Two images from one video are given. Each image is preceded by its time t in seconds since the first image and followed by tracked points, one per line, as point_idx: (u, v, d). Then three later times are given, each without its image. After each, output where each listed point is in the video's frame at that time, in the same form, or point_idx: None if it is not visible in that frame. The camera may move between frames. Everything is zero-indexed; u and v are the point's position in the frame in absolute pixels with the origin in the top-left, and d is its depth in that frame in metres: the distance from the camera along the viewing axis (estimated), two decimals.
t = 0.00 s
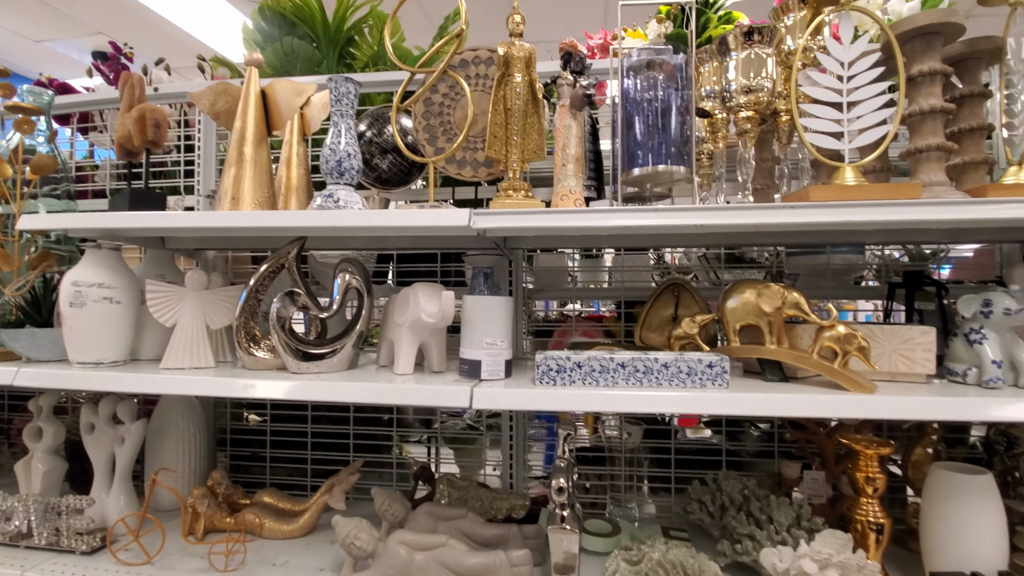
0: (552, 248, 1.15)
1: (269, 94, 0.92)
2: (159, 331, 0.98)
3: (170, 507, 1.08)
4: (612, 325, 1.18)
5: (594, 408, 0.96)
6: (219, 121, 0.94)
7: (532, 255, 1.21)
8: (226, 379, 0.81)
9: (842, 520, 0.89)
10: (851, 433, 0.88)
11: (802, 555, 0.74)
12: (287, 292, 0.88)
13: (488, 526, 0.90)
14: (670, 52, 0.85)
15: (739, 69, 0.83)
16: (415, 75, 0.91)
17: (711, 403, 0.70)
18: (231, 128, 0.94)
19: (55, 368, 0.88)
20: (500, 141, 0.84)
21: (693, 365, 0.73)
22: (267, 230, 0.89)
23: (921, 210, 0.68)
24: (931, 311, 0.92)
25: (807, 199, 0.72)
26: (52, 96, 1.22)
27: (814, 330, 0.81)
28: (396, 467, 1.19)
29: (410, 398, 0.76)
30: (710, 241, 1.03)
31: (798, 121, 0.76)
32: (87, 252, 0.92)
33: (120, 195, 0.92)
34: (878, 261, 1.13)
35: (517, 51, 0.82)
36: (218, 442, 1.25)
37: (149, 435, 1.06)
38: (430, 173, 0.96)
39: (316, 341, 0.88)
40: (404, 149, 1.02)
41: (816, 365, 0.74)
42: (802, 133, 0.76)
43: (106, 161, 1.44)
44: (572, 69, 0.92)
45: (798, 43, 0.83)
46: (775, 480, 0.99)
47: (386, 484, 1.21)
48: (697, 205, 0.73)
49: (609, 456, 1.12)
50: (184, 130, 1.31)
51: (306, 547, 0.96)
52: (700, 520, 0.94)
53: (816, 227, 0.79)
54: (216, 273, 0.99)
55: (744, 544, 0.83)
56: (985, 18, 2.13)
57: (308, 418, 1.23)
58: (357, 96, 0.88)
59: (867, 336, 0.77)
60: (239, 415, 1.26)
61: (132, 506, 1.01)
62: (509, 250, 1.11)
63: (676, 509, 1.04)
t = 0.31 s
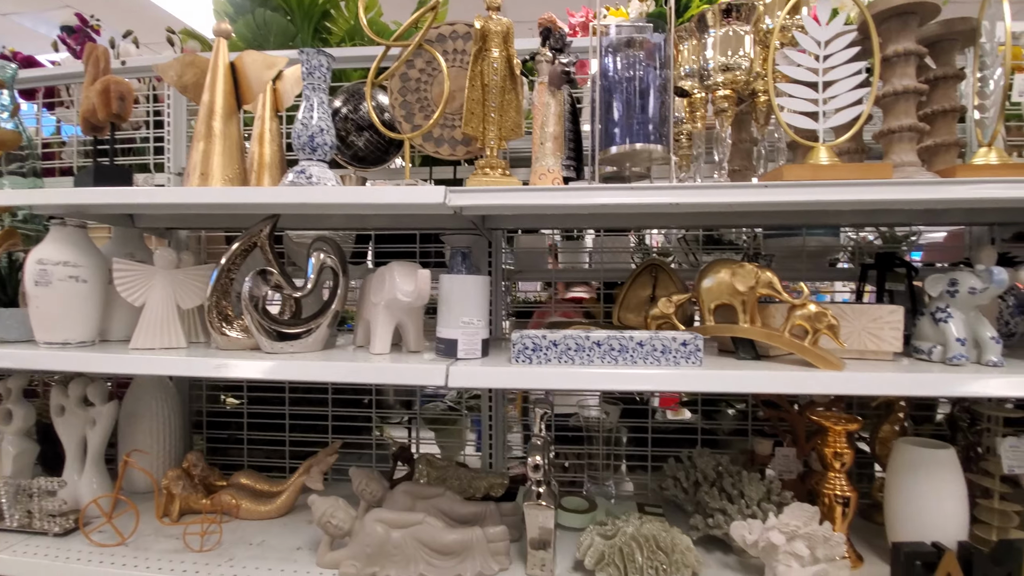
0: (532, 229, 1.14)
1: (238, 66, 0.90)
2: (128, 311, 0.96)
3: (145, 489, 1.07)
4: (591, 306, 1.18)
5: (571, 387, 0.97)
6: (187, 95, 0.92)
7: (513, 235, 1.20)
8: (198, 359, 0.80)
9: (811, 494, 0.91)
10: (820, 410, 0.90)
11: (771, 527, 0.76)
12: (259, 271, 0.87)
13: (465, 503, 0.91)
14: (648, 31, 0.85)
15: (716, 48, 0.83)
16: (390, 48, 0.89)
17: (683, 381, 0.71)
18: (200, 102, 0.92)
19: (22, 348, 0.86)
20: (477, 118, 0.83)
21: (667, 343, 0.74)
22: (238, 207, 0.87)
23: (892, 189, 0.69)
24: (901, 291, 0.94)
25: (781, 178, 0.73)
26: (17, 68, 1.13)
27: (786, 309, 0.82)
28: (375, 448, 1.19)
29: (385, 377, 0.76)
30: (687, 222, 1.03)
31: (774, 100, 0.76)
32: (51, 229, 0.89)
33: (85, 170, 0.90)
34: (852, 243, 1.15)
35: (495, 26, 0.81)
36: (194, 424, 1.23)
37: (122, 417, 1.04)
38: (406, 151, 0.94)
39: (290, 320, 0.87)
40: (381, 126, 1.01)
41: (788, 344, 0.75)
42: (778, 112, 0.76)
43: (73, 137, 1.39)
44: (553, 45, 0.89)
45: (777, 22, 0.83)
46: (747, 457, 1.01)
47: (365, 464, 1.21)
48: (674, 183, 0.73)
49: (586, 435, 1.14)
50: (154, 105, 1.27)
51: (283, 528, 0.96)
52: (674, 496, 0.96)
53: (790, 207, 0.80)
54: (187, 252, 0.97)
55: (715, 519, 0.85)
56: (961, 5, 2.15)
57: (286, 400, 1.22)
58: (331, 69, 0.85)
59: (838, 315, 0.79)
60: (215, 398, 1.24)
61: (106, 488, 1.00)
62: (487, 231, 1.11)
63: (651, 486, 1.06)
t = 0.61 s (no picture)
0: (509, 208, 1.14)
1: (200, 33, 0.87)
2: (91, 288, 0.93)
3: (113, 470, 1.05)
4: (567, 285, 1.19)
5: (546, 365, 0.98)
6: (147, 63, 0.89)
7: (490, 214, 1.19)
8: (163, 336, 0.79)
9: (778, 467, 0.94)
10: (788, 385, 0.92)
11: (737, 497, 0.78)
12: (225, 247, 0.85)
13: (439, 480, 0.91)
14: (624, 5, 0.84)
15: (691, 22, 0.84)
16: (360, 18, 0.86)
17: (652, 356, 0.71)
18: (161, 71, 0.89)
19: None
20: (450, 91, 0.81)
21: (639, 319, 0.74)
22: (203, 181, 0.85)
23: (857, 165, 0.70)
24: (868, 270, 0.96)
25: (751, 154, 0.73)
26: None
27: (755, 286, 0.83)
28: (351, 428, 1.18)
29: (355, 353, 0.75)
30: (662, 199, 1.04)
31: (747, 76, 0.76)
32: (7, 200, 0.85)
33: (41, 141, 0.86)
34: (823, 223, 1.17)
35: None
36: (165, 405, 1.21)
37: (88, 397, 1.02)
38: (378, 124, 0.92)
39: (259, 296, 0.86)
40: (352, 100, 0.98)
41: (756, 319, 0.76)
42: (750, 88, 0.76)
43: (34, 111, 1.34)
44: (527, 18, 0.87)
45: None
46: (718, 432, 1.03)
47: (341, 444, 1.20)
48: (646, 158, 0.73)
49: (562, 413, 1.15)
50: (118, 77, 1.22)
51: (256, 506, 0.96)
52: (646, 471, 0.98)
53: (761, 184, 0.80)
54: (152, 228, 0.95)
55: (684, 491, 0.87)
56: None
57: (259, 381, 1.21)
58: (298, 38, 0.83)
59: (805, 291, 0.80)
60: (186, 378, 1.22)
61: (73, 469, 0.98)
62: (463, 210, 1.10)
63: (624, 461, 1.08)
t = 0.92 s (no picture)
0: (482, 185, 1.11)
1: None
2: (40, 266, 0.89)
3: (70, 454, 1.02)
4: (540, 265, 1.17)
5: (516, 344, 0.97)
6: (95, 28, 0.85)
7: (463, 192, 1.17)
8: (115, 314, 0.76)
9: (743, 443, 0.94)
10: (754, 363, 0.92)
11: (702, 472, 0.79)
12: (180, 222, 0.82)
13: (407, 460, 0.90)
14: None
15: None
16: None
17: (619, 333, 0.71)
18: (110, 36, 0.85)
19: None
20: (415, 62, 0.79)
21: (606, 296, 0.73)
22: (156, 153, 0.81)
23: (823, 141, 0.70)
24: (834, 249, 0.97)
25: (720, 130, 0.72)
26: None
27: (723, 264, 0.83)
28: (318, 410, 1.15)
29: (316, 332, 0.73)
30: (635, 177, 1.03)
31: (717, 50, 0.75)
32: None
33: None
34: (794, 204, 1.18)
35: None
36: (126, 388, 1.18)
37: (42, 379, 0.98)
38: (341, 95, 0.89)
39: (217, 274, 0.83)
40: (315, 70, 0.94)
41: (722, 296, 0.76)
42: (720, 63, 0.75)
43: None
44: None
45: None
46: (687, 410, 1.04)
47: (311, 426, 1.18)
48: (615, 132, 0.72)
49: (533, 393, 1.15)
50: (68, 44, 1.16)
51: (219, 489, 0.94)
52: (616, 448, 0.99)
53: (730, 160, 0.80)
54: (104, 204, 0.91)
55: (651, 468, 0.88)
56: None
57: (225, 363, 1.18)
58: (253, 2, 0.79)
59: (771, 269, 0.80)
60: (148, 360, 1.19)
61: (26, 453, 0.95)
62: (433, 187, 1.07)
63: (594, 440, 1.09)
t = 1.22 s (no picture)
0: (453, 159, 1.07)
1: None
2: None
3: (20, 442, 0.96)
4: (513, 243, 1.14)
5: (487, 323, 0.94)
6: None
7: (435, 167, 1.13)
8: (54, 291, 0.71)
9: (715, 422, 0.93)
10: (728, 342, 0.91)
11: (673, 451, 0.78)
12: (124, 192, 0.77)
13: (374, 442, 0.87)
14: None
15: None
16: None
17: (589, 309, 0.69)
18: None
19: None
20: (376, 23, 0.74)
21: (576, 272, 0.70)
22: (98, 118, 0.76)
23: (800, 112, 0.67)
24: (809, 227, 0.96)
25: (695, 99, 0.69)
26: None
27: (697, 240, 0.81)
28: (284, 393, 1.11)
29: (272, 310, 0.70)
30: (610, 151, 1.00)
31: (693, 15, 0.71)
32: None
33: None
34: (770, 181, 1.17)
35: None
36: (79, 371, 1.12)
37: None
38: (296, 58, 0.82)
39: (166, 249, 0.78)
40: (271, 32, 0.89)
41: (695, 272, 0.73)
42: (696, 29, 0.72)
43: None
44: None
45: None
46: (661, 389, 1.03)
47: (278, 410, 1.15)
48: (585, 98, 0.69)
49: (506, 373, 1.13)
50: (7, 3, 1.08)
51: (176, 475, 0.90)
52: (589, 428, 0.97)
53: (706, 132, 0.77)
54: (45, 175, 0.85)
55: (623, 447, 0.86)
56: None
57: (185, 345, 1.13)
58: None
59: (746, 245, 0.78)
60: (104, 343, 1.13)
61: None
62: (401, 161, 1.03)
63: (568, 420, 1.07)
